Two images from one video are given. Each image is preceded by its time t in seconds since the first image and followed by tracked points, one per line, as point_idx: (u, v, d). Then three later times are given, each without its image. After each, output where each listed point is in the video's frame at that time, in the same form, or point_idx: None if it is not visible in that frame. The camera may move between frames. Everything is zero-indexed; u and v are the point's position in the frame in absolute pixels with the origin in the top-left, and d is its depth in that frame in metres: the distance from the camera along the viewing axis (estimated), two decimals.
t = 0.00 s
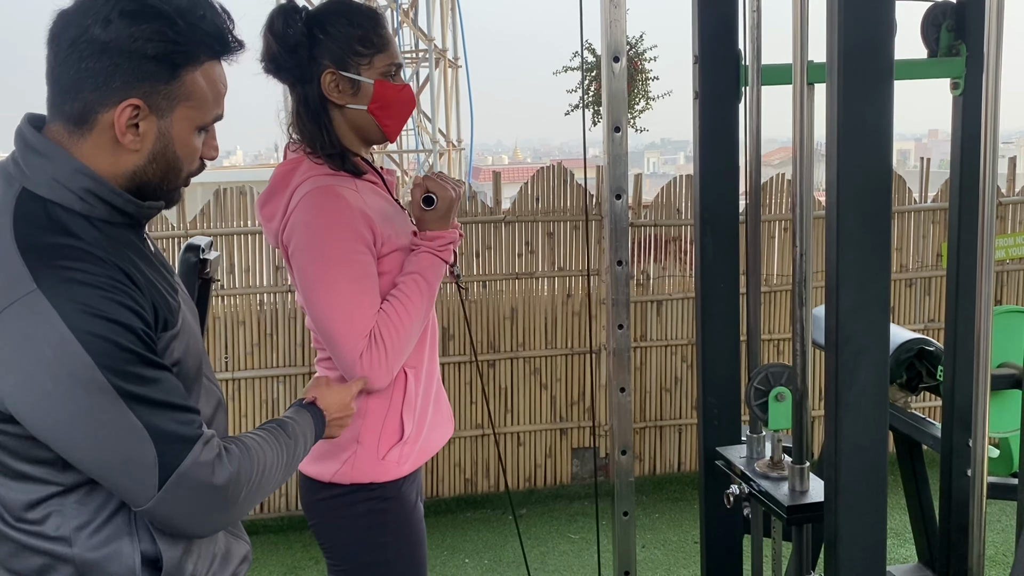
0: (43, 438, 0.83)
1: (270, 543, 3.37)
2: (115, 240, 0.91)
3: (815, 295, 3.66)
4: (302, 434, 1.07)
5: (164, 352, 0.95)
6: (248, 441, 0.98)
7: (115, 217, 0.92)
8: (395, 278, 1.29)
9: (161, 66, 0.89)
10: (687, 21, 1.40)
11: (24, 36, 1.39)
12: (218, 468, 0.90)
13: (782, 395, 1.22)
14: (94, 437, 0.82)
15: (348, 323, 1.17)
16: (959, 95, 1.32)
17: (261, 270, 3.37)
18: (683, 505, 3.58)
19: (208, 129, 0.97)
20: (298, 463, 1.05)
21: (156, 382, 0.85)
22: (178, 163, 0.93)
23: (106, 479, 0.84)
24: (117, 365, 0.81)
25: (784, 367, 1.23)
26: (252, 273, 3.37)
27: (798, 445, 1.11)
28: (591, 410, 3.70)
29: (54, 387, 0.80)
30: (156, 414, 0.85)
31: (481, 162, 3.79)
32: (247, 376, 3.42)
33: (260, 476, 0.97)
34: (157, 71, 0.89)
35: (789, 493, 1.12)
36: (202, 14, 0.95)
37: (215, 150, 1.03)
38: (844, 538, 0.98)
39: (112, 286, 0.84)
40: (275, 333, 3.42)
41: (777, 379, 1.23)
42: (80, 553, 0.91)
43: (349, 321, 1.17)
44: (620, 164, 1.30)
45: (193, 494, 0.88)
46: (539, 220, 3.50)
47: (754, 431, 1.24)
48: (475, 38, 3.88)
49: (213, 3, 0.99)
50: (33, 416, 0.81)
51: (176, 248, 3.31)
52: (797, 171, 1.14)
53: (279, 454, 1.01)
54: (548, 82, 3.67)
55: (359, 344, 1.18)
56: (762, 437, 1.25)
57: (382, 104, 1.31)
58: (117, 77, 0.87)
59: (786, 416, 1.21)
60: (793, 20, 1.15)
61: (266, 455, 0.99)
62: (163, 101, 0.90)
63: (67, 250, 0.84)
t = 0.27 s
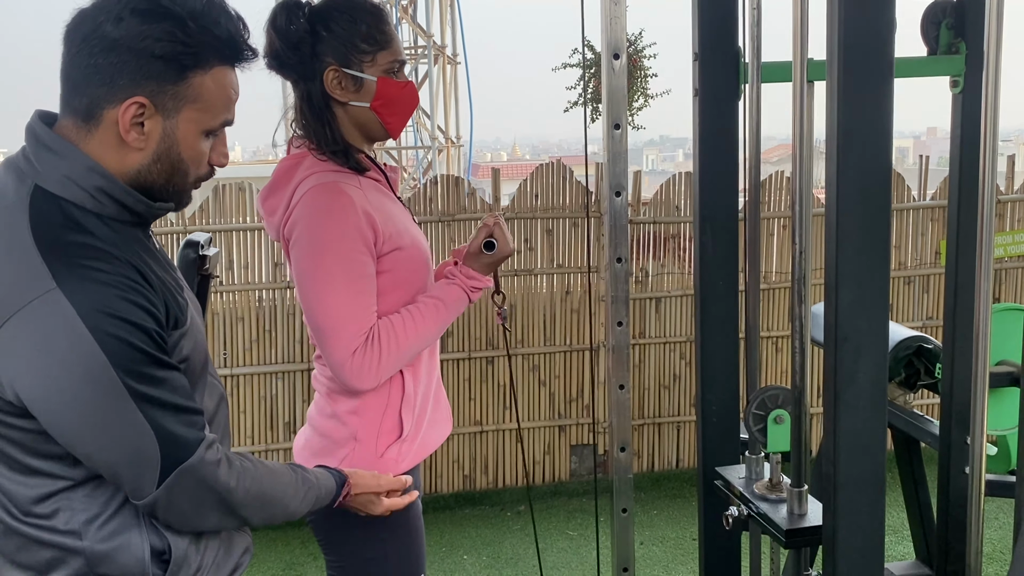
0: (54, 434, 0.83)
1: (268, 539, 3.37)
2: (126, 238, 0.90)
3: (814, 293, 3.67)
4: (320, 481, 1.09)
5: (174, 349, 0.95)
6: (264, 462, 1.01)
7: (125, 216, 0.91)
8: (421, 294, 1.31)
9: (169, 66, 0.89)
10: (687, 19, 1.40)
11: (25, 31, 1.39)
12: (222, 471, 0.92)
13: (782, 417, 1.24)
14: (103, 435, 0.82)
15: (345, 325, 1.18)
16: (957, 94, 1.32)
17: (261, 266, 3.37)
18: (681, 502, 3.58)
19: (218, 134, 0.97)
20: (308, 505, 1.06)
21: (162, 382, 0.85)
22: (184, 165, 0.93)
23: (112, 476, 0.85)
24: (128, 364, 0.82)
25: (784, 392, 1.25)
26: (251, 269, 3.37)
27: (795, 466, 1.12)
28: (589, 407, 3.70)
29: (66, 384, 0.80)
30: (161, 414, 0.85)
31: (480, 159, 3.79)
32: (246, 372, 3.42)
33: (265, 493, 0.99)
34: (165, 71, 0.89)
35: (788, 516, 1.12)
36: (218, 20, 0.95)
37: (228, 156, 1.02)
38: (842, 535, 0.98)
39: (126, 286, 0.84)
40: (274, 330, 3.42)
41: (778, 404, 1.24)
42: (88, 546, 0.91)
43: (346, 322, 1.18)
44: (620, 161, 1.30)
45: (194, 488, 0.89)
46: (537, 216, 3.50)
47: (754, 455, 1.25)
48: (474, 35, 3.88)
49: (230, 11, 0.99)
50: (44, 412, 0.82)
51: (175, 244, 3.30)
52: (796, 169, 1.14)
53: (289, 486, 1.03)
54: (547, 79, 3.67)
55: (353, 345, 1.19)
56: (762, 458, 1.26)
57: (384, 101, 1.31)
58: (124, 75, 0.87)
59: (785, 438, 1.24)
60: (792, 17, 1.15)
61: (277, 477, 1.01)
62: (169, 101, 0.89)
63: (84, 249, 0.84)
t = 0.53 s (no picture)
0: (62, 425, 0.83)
1: (266, 536, 3.37)
2: (129, 230, 0.91)
3: (812, 291, 3.67)
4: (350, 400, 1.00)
5: (179, 340, 0.95)
6: (270, 427, 0.95)
7: (129, 209, 0.92)
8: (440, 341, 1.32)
9: (176, 57, 0.88)
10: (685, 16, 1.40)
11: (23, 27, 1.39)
12: (225, 478, 0.89)
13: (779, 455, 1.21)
14: (105, 426, 0.82)
15: (336, 323, 1.17)
16: (955, 92, 1.31)
17: (259, 263, 3.37)
18: (679, 500, 3.59)
19: (221, 125, 0.96)
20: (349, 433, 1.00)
21: (172, 370, 0.85)
22: (189, 155, 0.93)
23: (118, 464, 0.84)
24: (134, 353, 0.81)
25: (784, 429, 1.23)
26: (250, 267, 3.36)
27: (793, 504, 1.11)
28: (587, 405, 3.70)
29: (74, 375, 0.80)
30: (171, 405, 0.84)
31: (478, 157, 3.78)
32: (244, 369, 3.42)
33: (283, 461, 0.94)
34: (172, 62, 0.88)
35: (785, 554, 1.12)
36: (221, 10, 0.94)
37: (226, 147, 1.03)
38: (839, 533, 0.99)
39: (127, 275, 0.84)
40: (272, 327, 3.42)
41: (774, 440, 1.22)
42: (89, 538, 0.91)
43: (338, 320, 1.17)
44: (618, 158, 1.30)
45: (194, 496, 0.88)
46: (536, 214, 3.49)
47: (751, 490, 1.25)
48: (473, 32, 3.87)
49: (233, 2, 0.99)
50: (52, 403, 0.81)
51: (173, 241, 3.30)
52: (795, 167, 1.14)
53: (312, 433, 0.96)
54: (546, 77, 3.66)
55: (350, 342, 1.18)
56: (760, 492, 1.26)
57: (377, 101, 1.31)
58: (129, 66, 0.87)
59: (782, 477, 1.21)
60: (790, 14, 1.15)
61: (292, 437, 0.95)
62: (176, 92, 0.89)
63: (83, 239, 0.84)
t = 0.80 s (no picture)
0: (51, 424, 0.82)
1: (265, 535, 3.37)
2: (129, 226, 0.91)
3: (811, 290, 3.67)
4: (318, 409, 1.07)
5: (173, 343, 0.94)
6: (245, 435, 0.97)
7: (129, 204, 0.92)
8: (453, 391, 1.34)
9: (181, 55, 0.88)
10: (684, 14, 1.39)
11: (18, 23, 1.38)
12: (208, 477, 0.89)
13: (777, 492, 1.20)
14: (94, 424, 0.81)
15: (335, 325, 1.17)
16: (955, 91, 1.31)
17: (257, 262, 3.37)
18: (677, 499, 3.59)
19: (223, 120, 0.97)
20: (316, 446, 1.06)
21: (160, 372, 0.84)
22: (193, 150, 0.93)
23: (106, 466, 0.84)
24: (122, 353, 0.81)
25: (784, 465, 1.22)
26: (248, 265, 3.36)
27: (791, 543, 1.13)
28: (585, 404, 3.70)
29: (62, 374, 0.80)
30: (155, 408, 0.84)
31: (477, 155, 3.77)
32: (242, 367, 3.41)
33: (256, 468, 0.96)
34: (177, 60, 0.88)
35: None
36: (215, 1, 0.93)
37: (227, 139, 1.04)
38: (837, 532, 0.99)
39: (122, 273, 0.84)
40: (270, 325, 3.41)
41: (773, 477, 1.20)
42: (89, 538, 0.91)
43: (337, 322, 1.17)
44: (617, 157, 1.29)
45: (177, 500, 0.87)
46: (535, 213, 3.49)
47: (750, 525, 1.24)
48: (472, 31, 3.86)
49: None
50: (42, 402, 0.81)
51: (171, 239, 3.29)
52: (794, 167, 1.14)
53: (287, 439, 1.00)
54: (545, 75, 3.66)
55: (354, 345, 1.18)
56: (759, 527, 1.26)
57: (371, 100, 1.31)
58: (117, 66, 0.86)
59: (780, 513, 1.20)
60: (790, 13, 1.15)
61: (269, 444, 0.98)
62: (181, 89, 0.89)
63: (81, 235, 0.84)
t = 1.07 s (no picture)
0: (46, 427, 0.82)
1: (263, 535, 3.37)
2: (123, 227, 0.90)
3: (810, 291, 3.67)
4: (304, 409, 1.08)
5: (168, 343, 0.94)
6: (240, 431, 0.98)
7: (123, 204, 0.91)
8: (446, 416, 1.32)
9: (177, 57, 0.88)
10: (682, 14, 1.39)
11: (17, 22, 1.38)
12: (208, 472, 0.89)
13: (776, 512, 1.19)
14: (89, 425, 0.81)
15: (338, 324, 1.18)
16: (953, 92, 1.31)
17: (256, 261, 3.37)
18: (675, 499, 3.59)
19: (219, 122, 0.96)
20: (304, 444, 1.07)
21: (156, 372, 0.84)
22: (188, 152, 0.93)
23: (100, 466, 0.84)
24: (116, 354, 0.81)
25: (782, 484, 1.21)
26: (246, 265, 3.36)
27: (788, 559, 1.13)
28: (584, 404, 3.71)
29: (58, 374, 0.80)
30: (150, 407, 0.84)
31: (475, 155, 3.77)
32: (240, 367, 3.41)
33: (253, 464, 0.97)
34: (173, 62, 0.88)
35: None
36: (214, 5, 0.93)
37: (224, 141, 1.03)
38: (835, 533, 0.98)
39: (114, 273, 0.84)
40: (268, 325, 3.41)
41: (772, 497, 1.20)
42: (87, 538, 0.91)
43: (340, 321, 1.18)
44: (615, 157, 1.29)
45: (178, 495, 0.87)
46: (534, 213, 3.49)
47: (747, 543, 1.23)
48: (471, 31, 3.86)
49: None
50: (38, 403, 0.81)
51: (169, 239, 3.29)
52: (791, 167, 1.14)
53: (279, 436, 1.02)
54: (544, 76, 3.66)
55: (358, 344, 1.19)
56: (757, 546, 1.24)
57: (366, 100, 1.31)
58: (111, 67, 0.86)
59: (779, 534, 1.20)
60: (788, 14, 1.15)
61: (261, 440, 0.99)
62: (177, 91, 0.89)
63: (73, 235, 0.84)
